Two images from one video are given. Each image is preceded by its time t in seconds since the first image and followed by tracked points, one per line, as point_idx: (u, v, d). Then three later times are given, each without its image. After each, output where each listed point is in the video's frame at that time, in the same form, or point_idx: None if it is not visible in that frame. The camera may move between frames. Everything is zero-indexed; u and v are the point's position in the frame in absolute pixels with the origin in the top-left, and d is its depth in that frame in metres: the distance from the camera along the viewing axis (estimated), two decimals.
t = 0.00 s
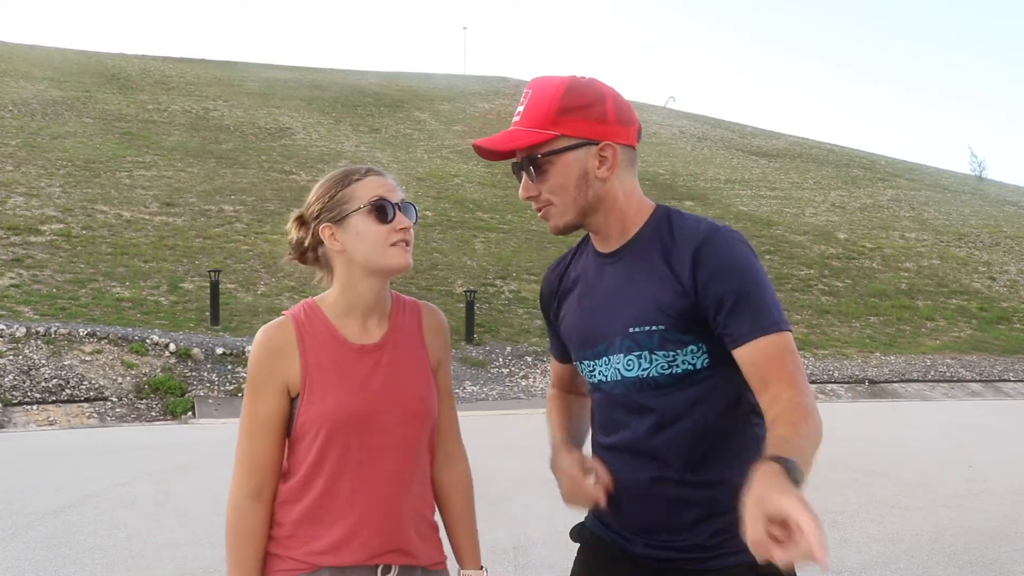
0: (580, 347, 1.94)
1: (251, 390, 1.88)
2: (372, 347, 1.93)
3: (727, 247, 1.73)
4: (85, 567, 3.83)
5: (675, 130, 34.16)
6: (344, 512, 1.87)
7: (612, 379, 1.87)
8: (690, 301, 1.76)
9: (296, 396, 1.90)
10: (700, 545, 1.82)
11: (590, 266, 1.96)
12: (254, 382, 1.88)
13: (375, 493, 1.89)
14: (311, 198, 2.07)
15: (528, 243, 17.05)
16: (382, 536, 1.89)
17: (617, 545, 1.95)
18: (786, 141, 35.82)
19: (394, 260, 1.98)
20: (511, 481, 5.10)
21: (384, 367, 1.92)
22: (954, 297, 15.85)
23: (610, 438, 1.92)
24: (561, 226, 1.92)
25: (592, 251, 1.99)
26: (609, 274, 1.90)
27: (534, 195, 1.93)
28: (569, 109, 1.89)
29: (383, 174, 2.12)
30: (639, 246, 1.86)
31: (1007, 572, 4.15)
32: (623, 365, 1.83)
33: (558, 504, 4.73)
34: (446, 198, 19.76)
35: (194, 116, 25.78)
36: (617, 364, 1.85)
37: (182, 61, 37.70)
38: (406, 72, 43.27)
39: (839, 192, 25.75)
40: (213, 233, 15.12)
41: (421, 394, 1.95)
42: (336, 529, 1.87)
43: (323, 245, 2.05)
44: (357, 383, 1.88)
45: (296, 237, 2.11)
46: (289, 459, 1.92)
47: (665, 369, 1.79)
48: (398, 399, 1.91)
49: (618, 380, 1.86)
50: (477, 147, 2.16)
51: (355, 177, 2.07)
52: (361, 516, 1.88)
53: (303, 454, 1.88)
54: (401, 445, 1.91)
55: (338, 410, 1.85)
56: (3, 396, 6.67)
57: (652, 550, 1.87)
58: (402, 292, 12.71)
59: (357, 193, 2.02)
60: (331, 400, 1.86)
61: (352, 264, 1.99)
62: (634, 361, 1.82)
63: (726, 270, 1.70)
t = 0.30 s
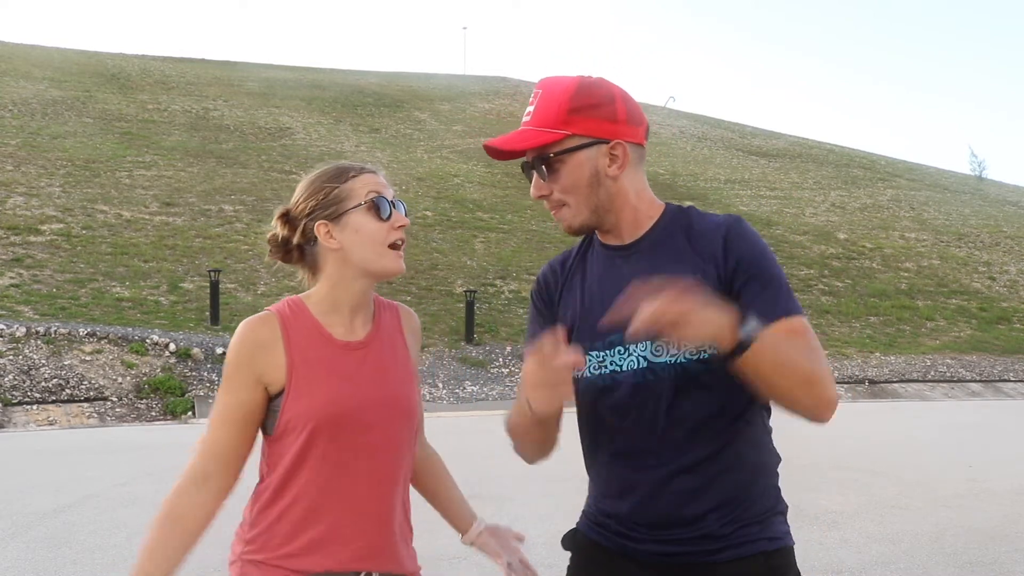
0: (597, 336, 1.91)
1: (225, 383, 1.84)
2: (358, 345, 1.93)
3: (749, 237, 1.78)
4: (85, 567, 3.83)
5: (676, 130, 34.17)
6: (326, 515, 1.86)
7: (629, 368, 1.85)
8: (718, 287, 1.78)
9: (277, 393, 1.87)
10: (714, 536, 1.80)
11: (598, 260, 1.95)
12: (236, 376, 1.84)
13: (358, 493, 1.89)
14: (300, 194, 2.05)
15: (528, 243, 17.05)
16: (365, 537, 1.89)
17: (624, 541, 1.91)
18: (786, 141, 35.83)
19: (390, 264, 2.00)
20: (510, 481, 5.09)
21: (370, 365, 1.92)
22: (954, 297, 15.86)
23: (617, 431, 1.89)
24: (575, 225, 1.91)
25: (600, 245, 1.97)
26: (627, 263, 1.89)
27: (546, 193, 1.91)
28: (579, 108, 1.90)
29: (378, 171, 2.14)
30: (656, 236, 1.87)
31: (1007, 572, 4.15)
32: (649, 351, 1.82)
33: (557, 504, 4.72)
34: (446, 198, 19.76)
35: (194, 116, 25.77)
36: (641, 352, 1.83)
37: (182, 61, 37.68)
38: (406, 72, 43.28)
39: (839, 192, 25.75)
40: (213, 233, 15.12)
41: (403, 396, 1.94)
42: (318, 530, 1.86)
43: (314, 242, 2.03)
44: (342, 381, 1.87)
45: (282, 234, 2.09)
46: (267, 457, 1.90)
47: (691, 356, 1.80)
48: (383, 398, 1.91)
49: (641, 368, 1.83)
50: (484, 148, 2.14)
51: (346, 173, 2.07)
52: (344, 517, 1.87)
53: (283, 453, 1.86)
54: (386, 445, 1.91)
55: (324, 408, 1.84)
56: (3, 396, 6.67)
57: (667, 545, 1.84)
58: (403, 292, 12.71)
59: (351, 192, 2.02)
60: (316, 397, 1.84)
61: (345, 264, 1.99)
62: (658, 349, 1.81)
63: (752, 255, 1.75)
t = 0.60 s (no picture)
0: (597, 329, 1.91)
1: (216, 381, 1.82)
2: (352, 345, 1.93)
3: (747, 240, 1.78)
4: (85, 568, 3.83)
5: (676, 130, 34.17)
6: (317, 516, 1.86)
7: (629, 363, 1.86)
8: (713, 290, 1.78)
9: (268, 391, 1.86)
10: (710, 534, 1.81)
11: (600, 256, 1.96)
12: (227, 371, 1.82)
13: (350, 495, 1.89)
14: (299, 194, 2.05)
15: (528, 243, 17.05)
16: (356, 540, 1.89)
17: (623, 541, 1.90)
18: (786, 141, 35.83)
19: (389, 266, 2.01)
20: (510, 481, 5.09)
21: (364, 365, 1.92)
22: (954, 297, 15.85)
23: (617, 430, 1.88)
24: (578, 222, 1.91)
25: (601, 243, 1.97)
26: (627, 262, 1.89)
27: (552, 192, 1.90)
28: (586, 109, 1.89)
29: (377, 171, 2.14)
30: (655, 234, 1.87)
31: (1007, 572, 4.15)
32: (647, 350, 1.83)
33: (557, 505, 4.72)
34: (446, 198, 19.76)
35: (194, 116, 25.77)
36: (640, 349, 1.84)
37: (182, 61, 37.67)
38: (406, 73, 43.28)
39: (839, 192, 25.75)
40: (213, 233, 15.12)
41: (395, 399, 1.95)
42: (309, 532, 1.86)
43: (312, 242, 2.02)
44: (338, 380, 1.87)
45: (279, 234, 2.09)
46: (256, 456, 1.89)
47: (687, 356, 1.81)
48: (377, 400, 1.91)
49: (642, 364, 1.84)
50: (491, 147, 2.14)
51: (345, 175, 2.06)
52: (335, 518, 1.87)
53: (274, 452, 1.85)
54: (379, 447, 1.91)
55: (318, 408, 1.84)
56: (3, 396, 6.67)
57: (663, 543, 1.85)
58: (403, 293, 12.71)
59: (350, 194, 2.02)
60: (310, 397, 1.84)
61: (344, 265, 1.98)
62: (657, 347, 1.83)
63: (746, 260, 1.75)
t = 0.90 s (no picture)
0: (582, 339, 1.91)
1: (230, 384, 1.83)
2: (363, 345, 1.93)
3: (733, 240, 1.75)
4: (86, 568, 3.83)
5: (676, 130, 34.17)
6: (328, 514, 1.86)
7: (612, 374, 1.85)
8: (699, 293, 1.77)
9: (280, 391, 1.86)
10: (703, 532, 1.82)
11: (583, 260, 1.94)
12: (239, 370, 1.82)
13: (361, 494, 1.89)
14: (307, 194, 2.05)
15: (528, 243, 17.05)
16: (367, 538, 1.90)
17: (622, 535, 1.93)
18: (786, 141, 35.83)
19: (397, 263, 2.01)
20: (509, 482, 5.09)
21: (375, 365, 1.92)
22: (954, 297, 15.85)
23: (614, 433, 1.89)
24: (555, 209, 1.91)
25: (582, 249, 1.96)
26: (610, 268, 1.88)
27: (531, 178, 1.92)
28: (566, 97, 1.89)
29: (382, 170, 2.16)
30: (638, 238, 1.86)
31: (1007, 572, 4.14)
32: (629, 360, 1.82)
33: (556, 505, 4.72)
34: (446, 198, 19.76)
35: (194, 116, 25.77)
36: (621, 360, 1.83)
37: (182, 61, 37.67)
38: (406, 73, 43.29)
39: (839, 192, 25.74)
40: (213, 233, 15.12)
41: (403, 398, 1.95)
42: (321, 530, 1.86)
43: (320, 242, 2.03)
44: (350, 379, 1.88)
45: (287, 232, 2.09)
46: (265, 453, 1.88)
47: (671, 365, 1.79)
48: (389, 399, 1.92)
49: (623, 375, 1.84)
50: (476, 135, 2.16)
51: (353, 173, 2.07)
52: (345, 517, 1.87)
53: (285, 451, 1.85)
54: (390, 448, 1.92)
55: (331, 407, 1.84)
56: (3, 396, 6.67)
57: (661, 538, 1.86)
58: (403, 293, 12.71)
59: (357, 191, 2.02)
60: (323, 396, 1.84)
61: (353, 263, 1.99)
62: (639, 358, 1.81)
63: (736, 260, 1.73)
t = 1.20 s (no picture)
0: (588, 341, 1.90)
1: (255, 385, 1.83)
2: (382, 348, 1.90)
3: (747, 249, 1.70)
4: (87, 568, 3.83)
5: (676, 130, 34.19)
6: (345, 514, 1.88)
7: (620, 375, 1.87)
8: (711, 301, 1.74)
9: (302, 391, 1.85)
10: (708, 524, 1.86)
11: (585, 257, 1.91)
12: (261, 371, 1.83)
13: (377, 492, 1.90)
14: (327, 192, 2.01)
15: (528, 243, 17.06)
16: (383, 536, 1.91)
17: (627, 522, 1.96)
18: (786, 141, 35.82)
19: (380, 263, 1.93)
20: (509, 482, 5.09)
21: (394, 367, 1.90)
22: (954, 297, 15.86)
23: (623, 428, 1.92)
24: (578, 210, 1.80)
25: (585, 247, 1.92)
26: (613, 269, 1.85)
27: (553, 177, 1.78)
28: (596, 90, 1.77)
29: (380, 169, 2.12)
30: (643, 240, 1.82)
31: (1007, 572, 4.15)
32: (637, 363, 1.83)
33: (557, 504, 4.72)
34: (446, 198, 19.76)
35: (194, 116, 25.78)
36: (629, 363, 1.84)
37: (182, 61, 37.68)
38: (406, 74, 43.31)
39: (839, 192, 25.75)
40: (213, 233, 15.12)
41: (425, 400, 1.95)
42: (338, 529, 1.88)
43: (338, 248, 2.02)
44: (368, 381, 1.86)
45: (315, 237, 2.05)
46: (287, 449, 1.90)
47: (682, 367, 1.80)
48: (407, 402, 1.90)
49: (630, 377, 1.85)
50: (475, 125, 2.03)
51: (357, 173, 2.05)
52: (362, 514, 1.89)
53: (305, 450, 1.85)
54: (407, 448, 1.92)
55: (348, 409, 1.83)
56: (3, 397, 6.67)
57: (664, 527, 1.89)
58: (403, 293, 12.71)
59: (355, 191, 1.98)
60: (341, 399, 1.83)
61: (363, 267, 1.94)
62: (647, 361, 1.82)
63: (748, 269, 1.69)
